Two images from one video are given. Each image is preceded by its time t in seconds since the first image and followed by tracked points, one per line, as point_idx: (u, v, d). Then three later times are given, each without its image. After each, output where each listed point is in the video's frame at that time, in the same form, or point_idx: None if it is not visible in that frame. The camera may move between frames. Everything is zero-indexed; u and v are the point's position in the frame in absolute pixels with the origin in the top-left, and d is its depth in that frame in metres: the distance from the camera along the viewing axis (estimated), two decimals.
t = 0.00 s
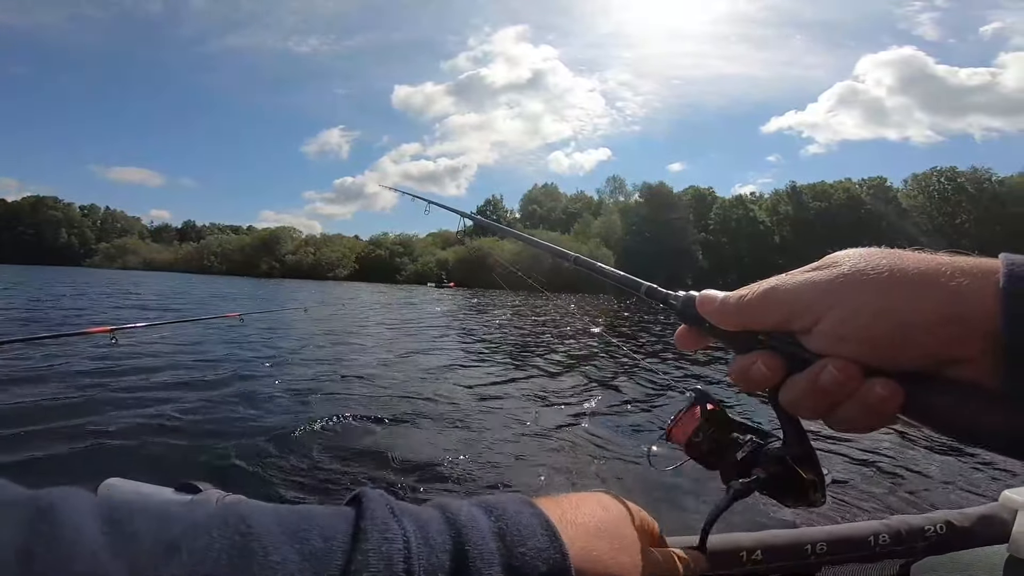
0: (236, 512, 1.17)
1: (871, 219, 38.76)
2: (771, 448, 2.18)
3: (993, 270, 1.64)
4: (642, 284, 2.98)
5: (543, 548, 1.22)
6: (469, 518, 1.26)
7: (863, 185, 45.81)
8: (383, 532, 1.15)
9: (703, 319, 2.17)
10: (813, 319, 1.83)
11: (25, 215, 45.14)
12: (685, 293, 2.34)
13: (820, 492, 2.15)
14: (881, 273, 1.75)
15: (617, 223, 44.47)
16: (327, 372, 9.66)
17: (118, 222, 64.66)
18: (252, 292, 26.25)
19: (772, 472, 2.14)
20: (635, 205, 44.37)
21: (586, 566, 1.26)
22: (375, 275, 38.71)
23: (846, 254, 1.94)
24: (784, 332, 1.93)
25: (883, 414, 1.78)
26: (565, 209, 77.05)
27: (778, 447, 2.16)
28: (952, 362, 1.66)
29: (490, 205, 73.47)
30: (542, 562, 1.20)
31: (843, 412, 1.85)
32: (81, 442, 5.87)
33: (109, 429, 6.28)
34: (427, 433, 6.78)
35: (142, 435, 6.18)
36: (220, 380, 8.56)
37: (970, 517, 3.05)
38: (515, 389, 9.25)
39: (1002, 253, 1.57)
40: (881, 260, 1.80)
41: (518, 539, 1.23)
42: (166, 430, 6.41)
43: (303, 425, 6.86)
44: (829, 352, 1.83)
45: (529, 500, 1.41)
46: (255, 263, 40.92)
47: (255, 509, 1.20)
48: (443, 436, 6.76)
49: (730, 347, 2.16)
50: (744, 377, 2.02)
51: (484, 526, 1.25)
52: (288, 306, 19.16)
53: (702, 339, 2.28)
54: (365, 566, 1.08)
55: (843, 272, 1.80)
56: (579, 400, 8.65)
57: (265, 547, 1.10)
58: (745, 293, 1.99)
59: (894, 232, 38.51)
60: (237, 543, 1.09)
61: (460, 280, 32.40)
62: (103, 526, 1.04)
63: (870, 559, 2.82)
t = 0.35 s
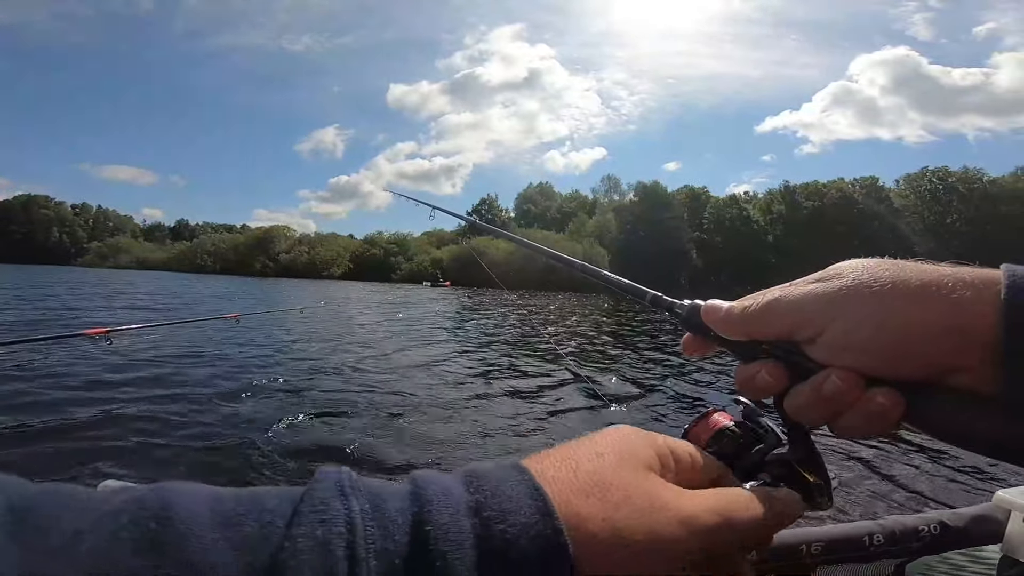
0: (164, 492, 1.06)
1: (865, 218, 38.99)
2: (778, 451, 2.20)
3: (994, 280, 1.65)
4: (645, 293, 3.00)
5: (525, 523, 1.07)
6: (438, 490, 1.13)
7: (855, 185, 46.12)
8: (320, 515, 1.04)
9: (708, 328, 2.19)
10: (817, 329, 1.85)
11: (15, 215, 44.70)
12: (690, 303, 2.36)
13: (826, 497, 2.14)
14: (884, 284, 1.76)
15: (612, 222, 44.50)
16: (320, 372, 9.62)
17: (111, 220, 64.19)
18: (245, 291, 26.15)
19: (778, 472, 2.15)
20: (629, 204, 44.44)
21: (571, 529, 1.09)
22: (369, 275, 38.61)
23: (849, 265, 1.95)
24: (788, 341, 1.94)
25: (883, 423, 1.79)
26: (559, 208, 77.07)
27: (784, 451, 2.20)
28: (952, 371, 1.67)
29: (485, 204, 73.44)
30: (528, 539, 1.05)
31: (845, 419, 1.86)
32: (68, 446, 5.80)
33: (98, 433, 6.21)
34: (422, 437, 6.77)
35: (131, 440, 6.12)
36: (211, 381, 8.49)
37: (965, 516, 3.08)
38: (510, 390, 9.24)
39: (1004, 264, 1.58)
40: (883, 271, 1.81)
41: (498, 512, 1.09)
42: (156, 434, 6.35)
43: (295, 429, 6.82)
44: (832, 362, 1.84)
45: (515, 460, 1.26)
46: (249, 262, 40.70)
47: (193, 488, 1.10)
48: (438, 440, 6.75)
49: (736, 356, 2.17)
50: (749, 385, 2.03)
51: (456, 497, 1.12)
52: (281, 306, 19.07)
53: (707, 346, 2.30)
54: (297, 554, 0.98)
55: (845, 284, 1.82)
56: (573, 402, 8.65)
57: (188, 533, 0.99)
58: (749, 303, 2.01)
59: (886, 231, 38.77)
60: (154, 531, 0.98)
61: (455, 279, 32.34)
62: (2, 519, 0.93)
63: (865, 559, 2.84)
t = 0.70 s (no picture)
0: (223, 478, 1.17)
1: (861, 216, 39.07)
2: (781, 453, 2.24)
3: (1001, 283, 1.68)
4: (650, 293, 3.03)
5: (511, 501, 1.26)
6: (443, 477, 1.29)
7: (851, 183, 46.29)
8: (365, 492, 1.17)
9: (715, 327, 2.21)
10: (825, 329, 1.88)
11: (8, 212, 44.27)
12: (698, 304, 2.39)
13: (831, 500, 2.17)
14: (892, 285, 1.79)
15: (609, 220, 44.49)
16: (320, 368, 9.63)
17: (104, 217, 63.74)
18: (242, 288, 26.13)
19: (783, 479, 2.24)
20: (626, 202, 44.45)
21: (543, 508, 1.31)
22: (366, 272, 38.49)
23: (857, 266, 1.97)
24: (796, 341, 1.97)
25: (889, 424, 1.82)
26: (556, 206, 76.93)
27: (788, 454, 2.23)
28: (958, 372, 1.71)
29: (482, 202, 73.25)
30: (515, 516, 1.24)
31: (850, 419, 1.90)
32: (74, 439, 5.86)
33: (102, 428, 6.25)
34: (424, 431, 6.83)
35: (135, 433, 6.16)
36: (212, 378, 8.54)
37: (961, 516, 3.09)
38: (508, 386, 9.28)
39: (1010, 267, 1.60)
40: (892, 273, 1.83)
41: (492, 494, 1.26)
42: (161, 429, 6.41)
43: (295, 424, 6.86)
44: (840, 362, 1.87)
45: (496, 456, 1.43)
46: (245, 259, 40.50)
47: (242, 476, 1.20)
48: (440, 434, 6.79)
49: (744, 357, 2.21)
50: (758, 385, 2.08)
51: (453, 483, 1.27)
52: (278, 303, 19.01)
53: (716, 348, 2.34)
54: (350, 523, 1.11)
55: (854, 284, 1.84)
56: (572, 398, 8.70)
57: (259, 512, 1.09)
58: (757, 303, 2.03)
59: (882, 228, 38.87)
60: (231, 511, 1.08)
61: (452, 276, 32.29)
62: (101, 497, 1.02)
63: (863, 558, 2.85)
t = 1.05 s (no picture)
0: (234, 511, 1.15)
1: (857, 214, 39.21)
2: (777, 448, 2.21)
3: (995, 277, 1.71)
4: (649, 288, 3.03)
5: (561, 553, 1.16)
6: (482, 521, 1.22)
7: (847, 182, 46.49)
8: (380, 537, 1.12)
9: (711, 320, 2.23)
10: (821, 322, 1.89)
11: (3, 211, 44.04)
12: (692, 299, 2.40)
13: (823, 494, 2.18)
14: (888, 278, 1.80)
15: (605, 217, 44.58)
16: (317, 367, 9.59)
17: (101, 214, 63.57)
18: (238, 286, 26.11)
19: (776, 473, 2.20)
20: (623, 200, 44.52)
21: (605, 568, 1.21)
22: (363, 269, 38.45)
23: (851, 261, 1.98)
24: (791, 335, 1.98)
25: (886, 416, 1.81)
26: (553, 204, 76.99)
27: (783, 448, 2.20)
28: (952, 364, 1.72)
29: (478, 200, 73.29)
30: (563, 569, 1.14)
31: (846, 414, 1.89)
32: (72, 441, 5.83)
33: (100, 430, 6.23)
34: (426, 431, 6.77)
35: (133, 434, 6.14)
36: (210, 377, 8.52)
37: (961, 513, 3.13)
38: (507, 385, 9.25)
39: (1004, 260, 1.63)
40: (888, 267, 1.84)
41: (536, 542, 1.18)
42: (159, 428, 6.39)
43: (292, 422, 6.82)
44: (835, 355, 1.87)
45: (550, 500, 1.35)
46: (241, 257, 40.44)
47: (256, 509, 1.19)
48: (442, 434, 6.74)
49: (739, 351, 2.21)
50: (752, 377, 2.04)
51: (495, 527, 1.21)
52: (274, 301, 18.95)
53: (711, 343, 2.35)
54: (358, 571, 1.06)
55: (850, 278, 1.85)
56: (570, 395, 8.68)
57: (260, 554, 1.06)
58: (752, 297, 2.04)
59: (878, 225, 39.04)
60: (232, 546, 1.06)
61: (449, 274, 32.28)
62: (85, 527, 1.01)
63: (862, 554, 2.88)
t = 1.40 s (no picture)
0: (176, 462, 1.17)
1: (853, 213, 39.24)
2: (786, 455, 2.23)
3: (1002, 283, 1.68)
4: (650, 290, 3.03)
5: (496, 475, 1.19)
6: (421, 452, 1.23)
7: (844, 181, 46.52)
8: (317, 473, 1.14)
9: (716, 324, 2.26)
10: (824, 328, 1.90)
11: None
12: (700, 302, 2.43)
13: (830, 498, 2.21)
14: (891, 284, 1.80)
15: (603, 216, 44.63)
16: (313, 366, 9.58)
17: (99, 213, 63.48)
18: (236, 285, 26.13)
19: (781, 474, 2.25)
20: (620, 199, 44.57)
21: (534, 474, 1.23)
22: (360, 269, 38.45)
23: (859, 266, 1.98)
24: (795, 340, 2.00)
25: (890, 421, 1.84)
26: (551, 203, 77.01)
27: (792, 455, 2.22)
28: (956, 371, 1.71)
29: (476, 199, 73.24)
30: (501, 493, 1.17)
31: (852, 418, 1.91)
32: (66, 442, 5.85)
33: (94, 431, 6.26)
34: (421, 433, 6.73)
35: (127, 434, 6.17)
36: (206, 376, 8.54)
37: (960, 512, 3.13)
38: (504, 384, 9.25)
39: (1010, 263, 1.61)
40: (893, 273, 1.83)
41: (474, 464, 1.20)
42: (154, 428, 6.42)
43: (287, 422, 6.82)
44: (840, 360, 1.89)
45: (481, 423, 1.36)
46: (238, 255, 40.42)
47: (198, 459, 1.20)
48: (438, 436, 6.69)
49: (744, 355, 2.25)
50: (759, 381, 2.10)
51: (432, 457, 1.22)
52: (272, 300, 18.95)
53: (716, 346, 2.37)
54: (299, 508, 1.09)
55: (854, 285, 1.86)
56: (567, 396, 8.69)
57: (201, 495, 1.09)
58: (759, 302, 2.06)
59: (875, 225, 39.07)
60: (174, 494, 1.08)
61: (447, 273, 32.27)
62: (33, 491, 1.03)
63: (862, 554, 2.88)
